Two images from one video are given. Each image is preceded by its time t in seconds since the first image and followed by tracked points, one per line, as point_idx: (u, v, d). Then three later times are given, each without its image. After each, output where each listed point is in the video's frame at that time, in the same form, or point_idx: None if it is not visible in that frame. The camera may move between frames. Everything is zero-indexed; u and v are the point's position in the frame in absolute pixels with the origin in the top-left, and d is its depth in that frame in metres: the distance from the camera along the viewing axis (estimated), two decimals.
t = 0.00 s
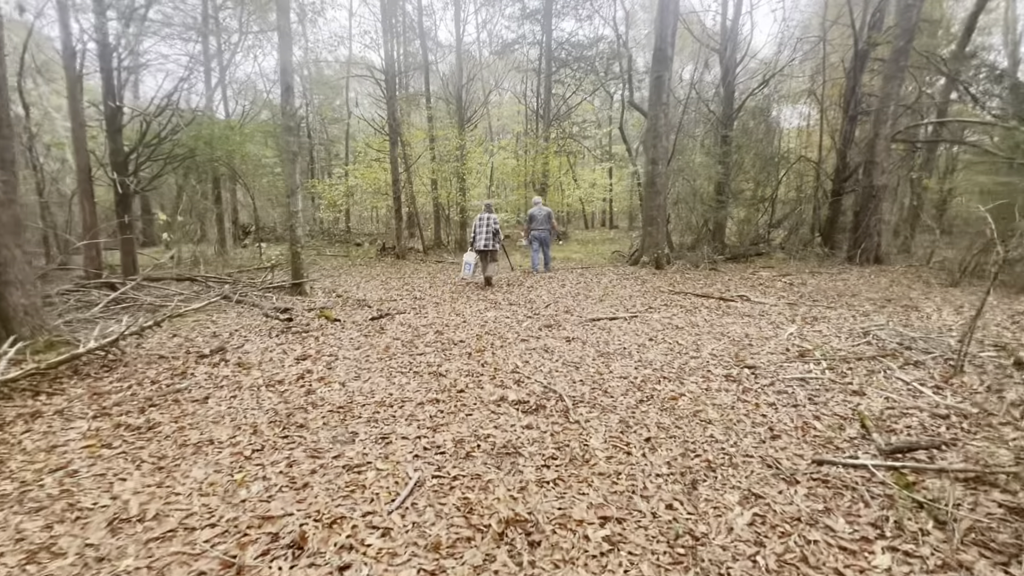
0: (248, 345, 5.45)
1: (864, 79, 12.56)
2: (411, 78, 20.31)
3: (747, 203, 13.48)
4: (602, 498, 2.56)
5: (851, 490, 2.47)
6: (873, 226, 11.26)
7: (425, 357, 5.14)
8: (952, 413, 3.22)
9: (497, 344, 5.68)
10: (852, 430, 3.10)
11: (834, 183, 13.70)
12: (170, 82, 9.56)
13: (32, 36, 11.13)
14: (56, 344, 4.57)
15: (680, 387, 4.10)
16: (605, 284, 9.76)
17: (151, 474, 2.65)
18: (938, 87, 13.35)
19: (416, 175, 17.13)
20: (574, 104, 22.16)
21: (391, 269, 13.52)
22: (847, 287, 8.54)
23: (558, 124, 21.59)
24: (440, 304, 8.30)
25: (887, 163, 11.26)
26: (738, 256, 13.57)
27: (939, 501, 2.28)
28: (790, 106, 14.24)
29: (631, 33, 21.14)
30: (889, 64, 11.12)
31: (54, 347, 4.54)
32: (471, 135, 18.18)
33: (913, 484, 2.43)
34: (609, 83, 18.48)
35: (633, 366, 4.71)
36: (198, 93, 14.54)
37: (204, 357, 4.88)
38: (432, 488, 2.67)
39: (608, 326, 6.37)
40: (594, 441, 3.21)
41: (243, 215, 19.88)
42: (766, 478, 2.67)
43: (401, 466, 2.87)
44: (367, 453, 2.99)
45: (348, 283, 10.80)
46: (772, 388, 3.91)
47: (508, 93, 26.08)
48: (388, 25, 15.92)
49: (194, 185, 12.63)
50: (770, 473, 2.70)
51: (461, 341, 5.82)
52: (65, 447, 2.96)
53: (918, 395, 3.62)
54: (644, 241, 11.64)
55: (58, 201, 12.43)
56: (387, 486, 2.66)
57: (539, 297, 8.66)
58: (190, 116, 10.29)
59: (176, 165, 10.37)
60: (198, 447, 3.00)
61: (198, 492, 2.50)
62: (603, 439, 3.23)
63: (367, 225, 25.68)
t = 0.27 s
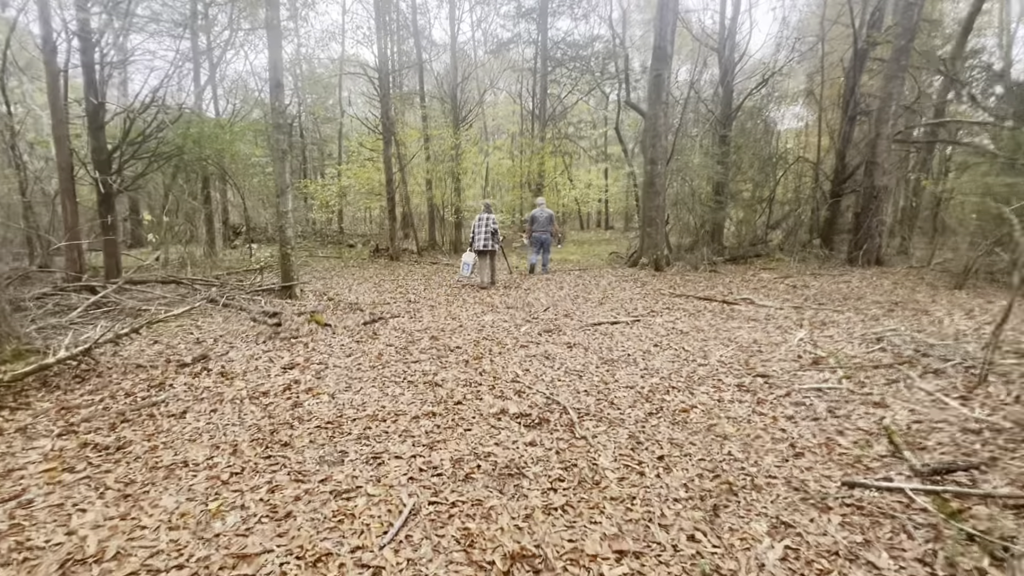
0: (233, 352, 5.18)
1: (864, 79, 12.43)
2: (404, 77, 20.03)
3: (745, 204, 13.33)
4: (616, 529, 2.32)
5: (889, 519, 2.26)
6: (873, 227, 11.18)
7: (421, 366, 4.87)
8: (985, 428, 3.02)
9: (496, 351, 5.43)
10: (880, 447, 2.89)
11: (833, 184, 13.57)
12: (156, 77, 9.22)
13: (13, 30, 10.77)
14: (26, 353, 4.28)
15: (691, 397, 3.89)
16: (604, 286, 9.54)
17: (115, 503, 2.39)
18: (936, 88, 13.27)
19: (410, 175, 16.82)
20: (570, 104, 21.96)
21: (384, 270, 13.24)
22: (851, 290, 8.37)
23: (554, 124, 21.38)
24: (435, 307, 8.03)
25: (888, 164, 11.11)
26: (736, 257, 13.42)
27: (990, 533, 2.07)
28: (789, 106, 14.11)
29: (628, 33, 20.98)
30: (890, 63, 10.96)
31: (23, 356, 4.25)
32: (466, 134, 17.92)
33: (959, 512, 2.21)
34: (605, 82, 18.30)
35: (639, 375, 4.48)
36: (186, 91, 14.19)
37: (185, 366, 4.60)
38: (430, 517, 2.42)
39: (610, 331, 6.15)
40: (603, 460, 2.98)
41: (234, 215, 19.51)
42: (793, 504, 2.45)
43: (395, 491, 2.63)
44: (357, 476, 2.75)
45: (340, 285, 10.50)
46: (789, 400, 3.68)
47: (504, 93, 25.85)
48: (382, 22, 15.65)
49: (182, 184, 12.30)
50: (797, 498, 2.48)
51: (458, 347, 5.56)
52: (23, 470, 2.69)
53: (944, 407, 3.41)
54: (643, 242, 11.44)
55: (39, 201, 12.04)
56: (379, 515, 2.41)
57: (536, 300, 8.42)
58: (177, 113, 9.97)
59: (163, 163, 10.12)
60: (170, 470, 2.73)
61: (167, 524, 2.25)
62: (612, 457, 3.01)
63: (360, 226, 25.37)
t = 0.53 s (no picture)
0: (211, 358, 4.88)
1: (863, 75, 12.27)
2: (396, 72, 19.66)
3: (743, 202, 13.16)
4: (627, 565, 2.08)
5: (931, 552, 2.04)
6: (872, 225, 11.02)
7: (411, 372, 4.61)
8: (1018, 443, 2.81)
9: (490, 355, 5.17)
10: (909, 465, 2.68)
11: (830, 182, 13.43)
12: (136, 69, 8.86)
13: None
14: None
15: (699, 407, 3.66)
16: (601, 286, 9.31)
17: (61, 540, 2.12)
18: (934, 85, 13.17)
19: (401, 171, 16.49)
20: (564, 100, 21.70)
21: (375, 269, 12.92)
22: (853, 289, 8.19)
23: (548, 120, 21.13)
24: (427, 308, 7.76)
25: (888, 161, 10.95)
26: (733, 256, 13.24)
27: None
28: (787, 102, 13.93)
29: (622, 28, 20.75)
30: (889, 58, 10.78)
31: None
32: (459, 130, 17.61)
33: (1009, 545, 2.00)
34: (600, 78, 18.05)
35: (642, 382, 4.24)
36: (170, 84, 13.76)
37: (158, 374, 4.31)
38: (421, 551, 2.17)
39: (609, 333, 5.91)
40: (609, 481, 2.74)
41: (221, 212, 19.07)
42: (821, 533, 2.22)
43: (382, 519, 2.37)
44: (339, 502, 2.48)
45: (329, 284, 10.19)
46: (804, 410, 3.47)
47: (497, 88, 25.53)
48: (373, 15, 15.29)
49: (166, 180, 11.90)
50: (824, 527, 2.26)
51: (451, 351, 5.30)
52: None
53: (969, 418, 3.21)
54: (639, 241, 11.22)
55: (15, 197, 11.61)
56: (364, 550, 2.16)
57: (532, 300, 8.17)
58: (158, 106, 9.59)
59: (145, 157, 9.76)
60: (128, 497, 2.46)
61: (118, 566, 1.98)
62: (618, 478, 2.77)
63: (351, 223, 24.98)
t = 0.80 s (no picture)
0: (193, 374, 4.61)
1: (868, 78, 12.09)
2: (395, 79, 19.55)
3: (747, 208, 12.92)
4: None
5: None
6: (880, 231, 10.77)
7: (404, 390, 4.35)
8: None
9: (488, 370, 4.92)
10: (954, 501, 2.40)
11: (836, 187, 13.22)
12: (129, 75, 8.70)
13: None
14: None
15: (712, 429, 3.39)
16: (604, 295, 9.05)
17: None
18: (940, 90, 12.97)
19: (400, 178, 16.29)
20: (565, 106, 21.56)
21: (373, 278, 12.67)
22: (864, 299, 7.92)
23: (549, 127, 20.99)
24: (424, 318, 7.52)
25: (896, 167, 10.72)
26: (737, 263, 12.98)
27: None
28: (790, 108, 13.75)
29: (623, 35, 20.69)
30: (896, 62, 10.57)
31: None
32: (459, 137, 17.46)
33: None
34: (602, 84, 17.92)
35: (650, 400, 3.97)
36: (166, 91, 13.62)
37: (134, 393, 4.04)
38: None
39: (613, 346, 5.65)
40: (617, 517, 2.47)
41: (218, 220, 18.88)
42: None
43: (363, 570, 2.09)
44: (317, 548, 2.21)
45: (324, 294, 9.95)
46: (827, 434, 3.19)
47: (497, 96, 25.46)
48: (372, 21, 15.20)
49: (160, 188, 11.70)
50: None
51: (447, 366, 5.04)
52: None
53: (1014, 443, 2.92)
54: (642, 248, 10.98)
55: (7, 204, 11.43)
56: None
57: (532, 310, 7.92)
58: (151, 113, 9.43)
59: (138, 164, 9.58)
60: (78, 541, 2.18)
61: None
62: (626, 513, 2.49)
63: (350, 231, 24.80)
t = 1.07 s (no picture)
0: (170, 381, 4.32)
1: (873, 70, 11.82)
2: (389, 71, 19.15)
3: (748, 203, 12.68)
4: None
5: None
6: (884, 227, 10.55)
7: (395, 397, 4.08)
8: None
9: (485, 375, 4.65)
10: (1000, 530, 2.17)
11: (838, 182, 12.98)
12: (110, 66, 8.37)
13: None
14: None
15: (725, 442, 3.15)
16: (603, 292, 8.80)
17: None
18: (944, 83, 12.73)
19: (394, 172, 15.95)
20: (562, 99, 21.22)
21: (366, 275, 12.38)
22: (871, 296, 7.70)
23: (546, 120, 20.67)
24: (417, 318, 7.24)
25: (901, 161, 10.47)
26: (737, 259, 12.76)
27: None
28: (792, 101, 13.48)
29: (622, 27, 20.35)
30: (903, 53, 10.28)
31: None
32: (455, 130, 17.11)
33: None
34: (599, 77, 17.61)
35: (657, 409, 3.72)
36: (152, 83, 13.23)
37: (103, 402, 3.76)
38: None
39: (615, 348, 5.39)
40: (627, 549, 2.23)
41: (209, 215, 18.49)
42: None
43: None
44: None
45: (315, 292, 9.66)
46: (850, 447, 2.96)
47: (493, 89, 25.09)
48: (365, 11, 14.82)
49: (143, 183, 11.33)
50: None
51: (440, 370, 4.77)
52: None
53: None
54: (642, 244, 10.74)
55: None
56: None
57: (530, 309, 7.66)
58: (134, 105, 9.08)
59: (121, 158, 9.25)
60: None
61: None
62: (637, 545, 2.26)
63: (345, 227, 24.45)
